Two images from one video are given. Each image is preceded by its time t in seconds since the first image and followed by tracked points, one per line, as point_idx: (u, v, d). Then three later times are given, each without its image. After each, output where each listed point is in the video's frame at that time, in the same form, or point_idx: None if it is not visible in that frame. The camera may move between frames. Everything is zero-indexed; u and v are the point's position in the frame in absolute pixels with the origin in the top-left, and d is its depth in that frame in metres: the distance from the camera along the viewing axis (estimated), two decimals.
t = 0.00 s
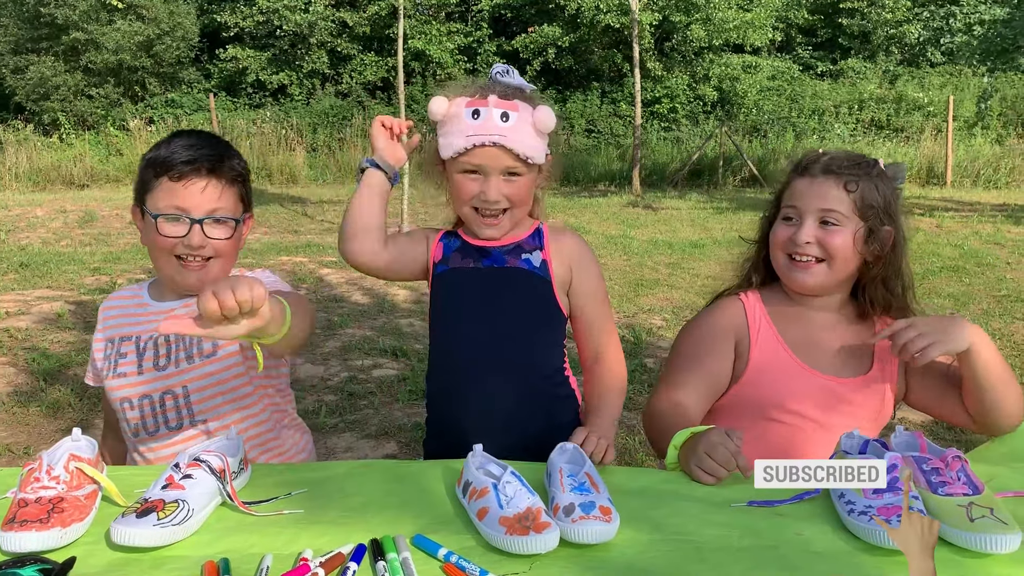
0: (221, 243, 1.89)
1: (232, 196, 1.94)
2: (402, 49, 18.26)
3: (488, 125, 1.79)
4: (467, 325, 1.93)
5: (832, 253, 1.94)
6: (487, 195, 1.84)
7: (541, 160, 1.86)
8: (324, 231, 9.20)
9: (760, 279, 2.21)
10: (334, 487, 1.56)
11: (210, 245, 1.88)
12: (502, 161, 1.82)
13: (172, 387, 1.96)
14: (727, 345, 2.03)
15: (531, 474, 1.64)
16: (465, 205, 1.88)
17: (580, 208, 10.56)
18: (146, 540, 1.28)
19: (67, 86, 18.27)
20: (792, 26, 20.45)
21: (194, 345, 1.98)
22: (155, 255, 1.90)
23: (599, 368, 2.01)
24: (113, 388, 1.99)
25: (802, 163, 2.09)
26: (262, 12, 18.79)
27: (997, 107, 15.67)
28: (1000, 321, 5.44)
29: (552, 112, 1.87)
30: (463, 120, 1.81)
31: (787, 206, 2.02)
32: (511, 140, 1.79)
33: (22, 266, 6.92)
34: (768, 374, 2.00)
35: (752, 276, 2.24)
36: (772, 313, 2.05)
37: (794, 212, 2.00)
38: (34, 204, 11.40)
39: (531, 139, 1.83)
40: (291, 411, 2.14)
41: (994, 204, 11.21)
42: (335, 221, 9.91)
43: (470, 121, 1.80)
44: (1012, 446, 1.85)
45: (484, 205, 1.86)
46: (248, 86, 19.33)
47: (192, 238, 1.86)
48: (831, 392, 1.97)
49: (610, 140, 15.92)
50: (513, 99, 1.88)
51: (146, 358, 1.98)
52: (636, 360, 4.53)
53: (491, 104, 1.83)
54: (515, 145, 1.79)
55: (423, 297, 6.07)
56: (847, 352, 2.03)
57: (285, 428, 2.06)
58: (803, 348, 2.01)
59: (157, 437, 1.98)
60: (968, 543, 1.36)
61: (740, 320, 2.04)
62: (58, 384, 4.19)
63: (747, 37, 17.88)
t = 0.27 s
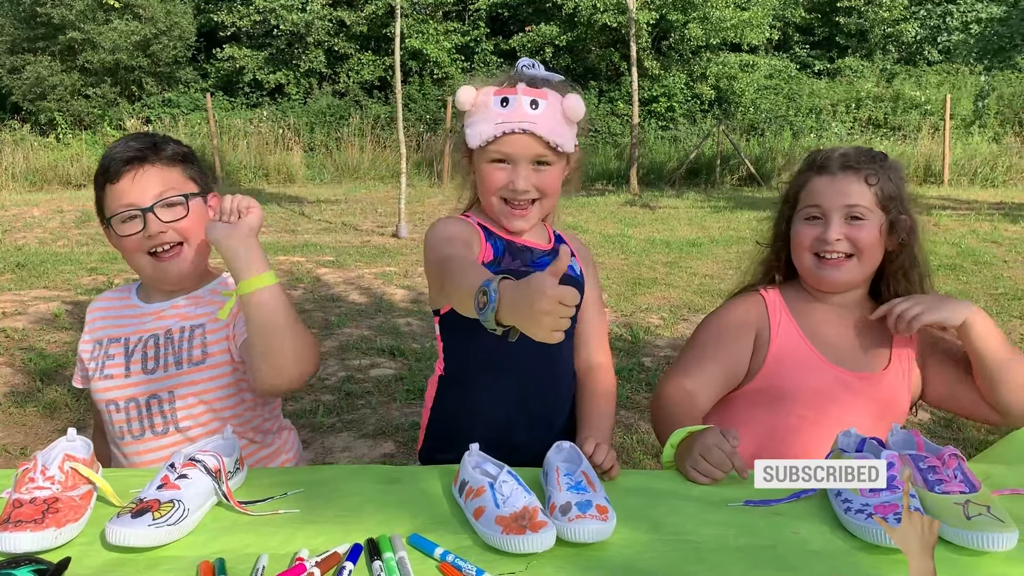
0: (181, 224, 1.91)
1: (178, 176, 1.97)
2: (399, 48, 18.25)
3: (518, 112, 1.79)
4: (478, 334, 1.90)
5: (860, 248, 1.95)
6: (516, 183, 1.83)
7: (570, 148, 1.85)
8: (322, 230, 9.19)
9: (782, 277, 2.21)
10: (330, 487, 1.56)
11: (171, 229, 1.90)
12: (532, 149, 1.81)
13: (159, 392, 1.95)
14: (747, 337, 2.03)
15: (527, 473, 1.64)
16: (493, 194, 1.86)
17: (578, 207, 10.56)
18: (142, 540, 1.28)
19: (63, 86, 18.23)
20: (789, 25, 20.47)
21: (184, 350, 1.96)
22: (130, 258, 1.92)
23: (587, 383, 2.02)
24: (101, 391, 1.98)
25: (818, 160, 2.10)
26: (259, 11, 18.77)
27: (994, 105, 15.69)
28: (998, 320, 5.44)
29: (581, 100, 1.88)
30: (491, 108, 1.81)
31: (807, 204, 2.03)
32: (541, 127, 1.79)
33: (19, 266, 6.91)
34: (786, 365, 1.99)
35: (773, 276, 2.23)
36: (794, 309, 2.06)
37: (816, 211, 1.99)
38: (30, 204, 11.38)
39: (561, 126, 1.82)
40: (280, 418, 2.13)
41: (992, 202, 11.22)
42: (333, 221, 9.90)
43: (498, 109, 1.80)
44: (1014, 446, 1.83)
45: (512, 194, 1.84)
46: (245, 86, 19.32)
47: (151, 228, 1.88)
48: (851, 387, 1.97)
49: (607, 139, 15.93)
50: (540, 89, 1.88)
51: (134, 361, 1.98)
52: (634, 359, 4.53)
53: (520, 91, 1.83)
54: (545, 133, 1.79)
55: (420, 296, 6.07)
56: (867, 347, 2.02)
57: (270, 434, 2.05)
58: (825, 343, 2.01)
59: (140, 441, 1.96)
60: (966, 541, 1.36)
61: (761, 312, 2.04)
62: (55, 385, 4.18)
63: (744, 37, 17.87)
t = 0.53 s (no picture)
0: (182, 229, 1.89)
1: (181, 180, 1.97)
2: (398, 48, 18.23)
3: (553, 117, 1.77)
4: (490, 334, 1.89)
5: (839, 230, 1.99)
6: (549, 188, 1.81)
7: (603, 152, 1.85)
8: (321, 230, 9.19)
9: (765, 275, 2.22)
10: (330, 485, 1.56)
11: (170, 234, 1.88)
12: (566, 155, 1.80)
13: (156, 387, 1.95)
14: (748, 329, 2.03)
15: (526, 471, 1.64)
16: (522, 200, 1.85)
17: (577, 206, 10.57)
18: (141, 539, 1.27)
19: (61, 85, 18.20)
20: (787, 24, 20.47)
21: (176, 343, 1.95)
22: (129, 260, 1.91)
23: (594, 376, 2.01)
24: (98, 389, 2.00)
25: (775, 157, 2.15)
26: (257, 11, 18.75)
27: (993, 104, 15.69)
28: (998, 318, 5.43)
29: (615, 104, 1.87)
30: (525, 112, 1.78)
31: (777, 199, 2.07)
32: (576, 133, 1.78)
33: (18, 265, 6.90)
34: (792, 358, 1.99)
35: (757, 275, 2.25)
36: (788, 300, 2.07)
37: (790, 205, 2.04)
38: (29, 203, 11.36)
39: (595, 132, 1.81)
40: (282, 411, 2.11)
41: (991, 201, 11.22)
42: (332, 220, 9.90)
43: (532, 112, 1.78)
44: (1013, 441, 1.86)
45: (543, 199, 1.83)
46: (243, 85, 19.31)
47: (152, 231, 1.86)
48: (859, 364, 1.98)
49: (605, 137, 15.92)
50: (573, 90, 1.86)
51: (129, 358, 1.98)
52: (633, 357, 4.53)
53: (554, 94, 1.80)
54: (581, 138, 1.78)
55: (419, 295, 6.07)
56: (865, 320, 2.06)
57: (272, 426, 2.03)
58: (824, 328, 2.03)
59: (141, 436, 1.97)
60: (968, 539, 1.35)
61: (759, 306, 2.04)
62: (54, 384, 4.18)
63: (743, 36, 17.87)
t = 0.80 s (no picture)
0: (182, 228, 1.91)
1: (174, 177, 1.96)
2: (398, 47, 18.23)
3: (608, 145, 1.68)
4: (486, 333, 1.88)
5: (779, 213, 2.01)
6: (585, 213, 1.74)
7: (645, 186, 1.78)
8: (321, 229, 9.18)
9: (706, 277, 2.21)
10: (331, 485, 1.56)
11: (171, 233, 1.90)
12: (612, 183, 1.72)
13: (166, 385, 1.95)
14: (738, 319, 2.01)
15: (527, 470, 1.63)
16: (557, 218, 1.76)
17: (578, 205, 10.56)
18: (142, 538, 1.27)
19: (62, 84, 18.20)
20: (788, 23, 20.46)
21: (187, 342, 1.96)
22: (133, 263, 1.93)
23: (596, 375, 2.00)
24: (107, 387, 2.00)
25: (703, 162, 2.22)
26: (257, 10, 18.75)
27: (993, 103, 15.68)
28: (997, 317, 5.44)
29: (663, 138, 1.81)
30: (582, 134, 1.68)
31: (714, 195, 2.08)
32: (629, 166, 1.69)
33: (18, 265, 6.89)
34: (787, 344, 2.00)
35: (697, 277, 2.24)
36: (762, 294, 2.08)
37: (727, 195, 2.06)
38: (29, 203, 11.35)
39: (644, 167, 1.74)
40: (288, 412, 2.11)
41: (991, 200, 11.22)
42: (332, 219, 9.90)
43: (589, 136, 1.68)
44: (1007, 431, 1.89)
45: (580, 222, 1.75)
46: (243, 84, 19.31)
47: (152, 232, 1.88)
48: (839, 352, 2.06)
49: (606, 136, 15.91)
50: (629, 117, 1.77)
51: (139, 356, 1.98)
52: (633, 356, 4.53)
53: (614, 121, 1.71)
54: (632, 172, 1.70)
55: (419, 295, 6.07)
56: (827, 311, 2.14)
57: (279, 426, 2.03)
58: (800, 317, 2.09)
59: (149, 434, 1.97)
60: (969, 538, 1.35)
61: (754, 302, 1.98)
62: (55, 383, 4.18)
63: (743, 35, 17.85)
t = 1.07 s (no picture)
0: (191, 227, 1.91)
1: (182, 176, 1.96)
2: (398, 46, 18.22)
3: (615, 149, 1.65)
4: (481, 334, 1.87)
5: (753, 220, 2.04)
6: (590, 218, 1.70)
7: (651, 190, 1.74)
8: (321, 228, 9.18)
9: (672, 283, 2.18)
10: (333, 485, 1.56)
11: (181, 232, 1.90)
12: (617, 188, 1.68)
13: (176, 384, 1.96)
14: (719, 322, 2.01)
15: (529, 470, 1.63)
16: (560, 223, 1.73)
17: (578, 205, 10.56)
18: (146, 537, 1.28)
19: (62, 84, 18.19)
20: (788, 22, 20.46)
21: (198, 342, 1.98)
22: (145, 263, 1.93)
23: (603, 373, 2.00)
24: (115, 385, 1.99)
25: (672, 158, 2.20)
26: (257, 10, 18.74)
27: (994, 102, 15.68)
28: (998, 317, 5.44)
29: (669, 140, 1.77)
30: (588, 138, 1.64)
31: (687, 196, 2.09)
32: (636, 170, 1.66)
33: (19, 265, 6.88)
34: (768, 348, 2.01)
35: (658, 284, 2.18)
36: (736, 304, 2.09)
37: (701, 201, 2.07)
38: (30, 202, 11.36)
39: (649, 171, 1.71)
40: (293, 415, 2.11)
41: (992, 199, 11.21)
42: (333, 219, 9.90)
43: (596, 140, 1.64)
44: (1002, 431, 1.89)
45: (584, 227, 1.72)
46: (243, 84, 19.30)
47: (162, 232, 1.88)
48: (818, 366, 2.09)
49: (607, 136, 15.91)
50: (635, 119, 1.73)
51: (150, 355, 1.98)
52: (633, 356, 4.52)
53: (620, 124, 1.67)
54: (638, 177, 1.67)
55: (420, 294, 6.07)
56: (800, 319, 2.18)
57: (286, 429, 2.04)
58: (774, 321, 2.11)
59: (157, 433, 1.97)
60: (971, 537, 1.35)
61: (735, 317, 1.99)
62: (56, 383, 4.18)
63: (744, 34, 17.83)
